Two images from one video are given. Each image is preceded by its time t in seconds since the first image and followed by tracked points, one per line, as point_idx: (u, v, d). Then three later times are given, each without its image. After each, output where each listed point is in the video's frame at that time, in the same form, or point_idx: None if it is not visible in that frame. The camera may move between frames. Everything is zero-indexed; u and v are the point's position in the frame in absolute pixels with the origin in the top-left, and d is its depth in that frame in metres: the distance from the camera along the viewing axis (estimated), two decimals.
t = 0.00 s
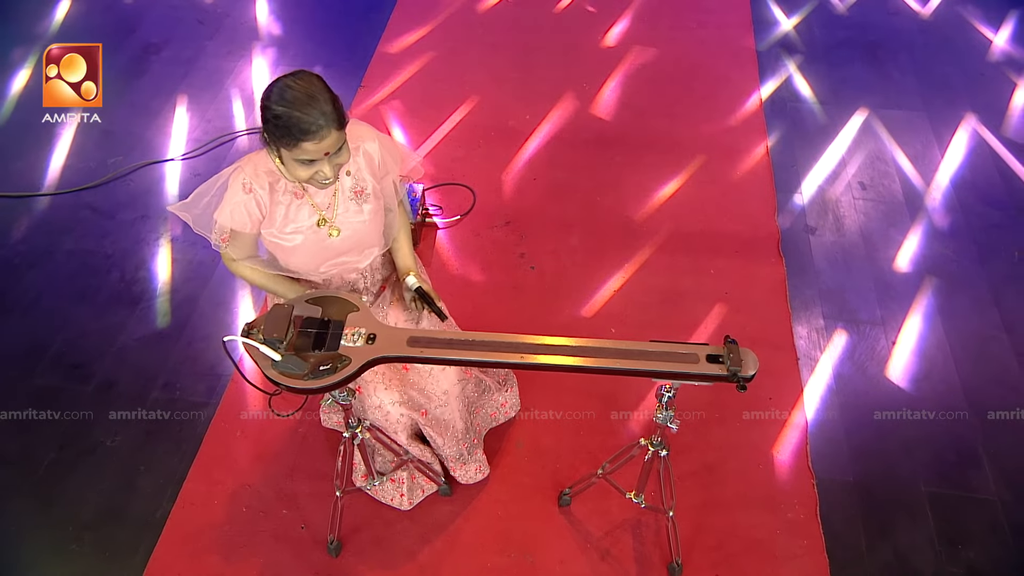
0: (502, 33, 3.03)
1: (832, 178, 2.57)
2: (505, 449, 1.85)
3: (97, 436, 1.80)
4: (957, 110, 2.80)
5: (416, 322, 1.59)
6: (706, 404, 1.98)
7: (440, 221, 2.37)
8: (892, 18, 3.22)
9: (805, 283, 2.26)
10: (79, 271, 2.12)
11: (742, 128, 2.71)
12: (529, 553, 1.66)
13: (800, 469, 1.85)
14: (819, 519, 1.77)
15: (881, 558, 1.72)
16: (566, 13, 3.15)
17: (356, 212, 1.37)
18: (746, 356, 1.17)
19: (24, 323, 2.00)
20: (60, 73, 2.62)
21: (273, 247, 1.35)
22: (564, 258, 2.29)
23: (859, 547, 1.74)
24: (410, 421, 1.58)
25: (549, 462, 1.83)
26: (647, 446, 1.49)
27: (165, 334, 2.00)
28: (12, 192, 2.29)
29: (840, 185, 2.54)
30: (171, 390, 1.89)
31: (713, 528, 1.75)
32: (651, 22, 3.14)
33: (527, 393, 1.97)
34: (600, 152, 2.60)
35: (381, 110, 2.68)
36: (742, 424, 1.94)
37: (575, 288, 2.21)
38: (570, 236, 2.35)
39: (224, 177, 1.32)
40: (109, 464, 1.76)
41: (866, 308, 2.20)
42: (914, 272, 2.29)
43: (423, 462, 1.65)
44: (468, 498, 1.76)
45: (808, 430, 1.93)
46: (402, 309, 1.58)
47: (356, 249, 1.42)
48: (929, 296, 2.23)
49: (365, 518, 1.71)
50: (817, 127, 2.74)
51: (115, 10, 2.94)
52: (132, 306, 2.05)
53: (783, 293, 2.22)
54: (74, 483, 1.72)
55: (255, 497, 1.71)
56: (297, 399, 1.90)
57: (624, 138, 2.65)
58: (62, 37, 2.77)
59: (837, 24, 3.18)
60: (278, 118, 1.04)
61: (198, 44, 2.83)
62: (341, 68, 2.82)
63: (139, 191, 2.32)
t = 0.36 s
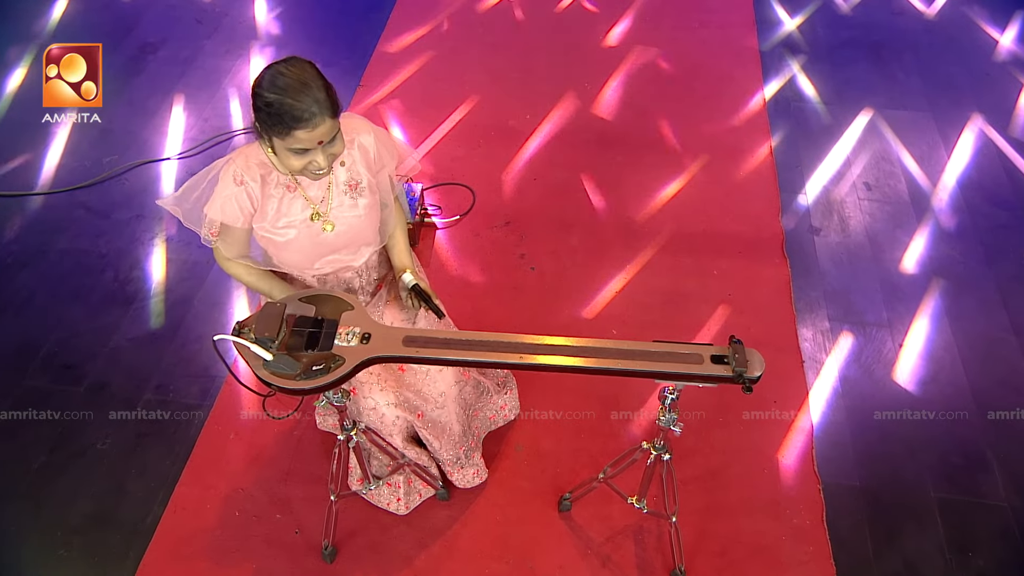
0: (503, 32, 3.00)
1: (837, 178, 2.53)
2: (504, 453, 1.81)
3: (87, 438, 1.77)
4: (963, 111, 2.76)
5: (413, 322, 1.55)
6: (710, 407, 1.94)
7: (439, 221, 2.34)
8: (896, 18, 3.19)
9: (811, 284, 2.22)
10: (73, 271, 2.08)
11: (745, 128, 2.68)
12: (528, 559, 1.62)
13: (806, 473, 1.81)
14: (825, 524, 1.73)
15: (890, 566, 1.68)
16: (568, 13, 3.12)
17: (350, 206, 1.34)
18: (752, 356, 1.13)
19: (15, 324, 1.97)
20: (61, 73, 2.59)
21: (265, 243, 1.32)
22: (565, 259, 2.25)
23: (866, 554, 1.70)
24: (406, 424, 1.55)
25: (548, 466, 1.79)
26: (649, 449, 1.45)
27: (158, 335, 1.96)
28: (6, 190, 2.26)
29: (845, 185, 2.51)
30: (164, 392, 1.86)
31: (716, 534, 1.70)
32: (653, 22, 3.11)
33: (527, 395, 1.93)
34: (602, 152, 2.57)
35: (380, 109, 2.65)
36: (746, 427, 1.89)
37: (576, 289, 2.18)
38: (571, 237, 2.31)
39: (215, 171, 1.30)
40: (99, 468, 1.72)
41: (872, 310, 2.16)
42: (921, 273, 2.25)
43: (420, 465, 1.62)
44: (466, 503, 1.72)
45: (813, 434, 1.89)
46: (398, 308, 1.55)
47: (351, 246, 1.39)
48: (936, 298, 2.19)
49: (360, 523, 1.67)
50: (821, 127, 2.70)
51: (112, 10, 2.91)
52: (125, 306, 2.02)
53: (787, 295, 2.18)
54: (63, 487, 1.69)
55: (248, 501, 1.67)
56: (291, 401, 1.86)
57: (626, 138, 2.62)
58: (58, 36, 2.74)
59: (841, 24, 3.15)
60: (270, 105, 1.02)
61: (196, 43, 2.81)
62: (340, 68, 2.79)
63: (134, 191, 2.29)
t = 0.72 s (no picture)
0: (504, 32, 2.98)
1: (842, 180, 2.50)
2: (503, 457, 1.78)
3: (77, 442, 1.73)
4: (969, 111, 2.73)
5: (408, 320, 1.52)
6: (714, 411, 1.90)
7: (439, 221, 2.30)
8: (901, 18, 3.17)
9: (816, 287, 2.18)
10: (66, 272, 2.05)
11: (748, 129, 2.65)
12: (527, 567, 1.58)
13: (812, 479, 1.77)
14: (832, 531, 1.69)
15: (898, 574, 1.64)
16: (570, 13, 3.10)
17: (343, 198, 1.30)
18: (759, 358, 1.10)
19: (6, 325, 1.93)
20: (61, 73, 2.55)
21: (257, 236, 1.29)
22: (566, 260, 2.22)
23: (874, 562, 1.66)
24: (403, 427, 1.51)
25: (548, 470, 1.75)
26: (652, 453, 1.41)
27: (152, 336, 1.93)
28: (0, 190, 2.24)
29: (850, 186, 2.48)
30: (156, 394, 1.82)
31: (721, 541, 1.66)
32: (655, 22, 3.08)
33: (527, 399, 1.89)
34: (603, 152, 2.54)
35: (379, 109, 2.62)
36: (750, 432, 1.85)
37: (577, 290, 2.14)
38: (572, 238, 2.28)
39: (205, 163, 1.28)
40: (89, 472, 1.68)
41: (879, 313, 2.12)
42: (928, 275, 2.21)
43: (418, 469, 1.57)
44: (463, 508, 1.68)
45: (819, 438, 1.85)
46: (391, 308, 1.51)
47: (345, 239, 1.35)
48: (943, 301, 2.15)
49: (356, 528, 1.63)
50: (826, 127, 2.67)
51: (110, 10, 2.89)
52: (118, 307, 1.99)
53: (792, 297, 2.15)
54: (52, 492, 1.65)
55: (241, 506, 1.63)
56: (287, 404, 1.82)
57: (628, 138, 2.59)
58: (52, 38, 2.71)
59: (845, 25, 3.13)
60: (259, 93, 0.99)
61: (194, 43, 2.78)
62: (339, 68, 2.77)
63: (130, 191, 2.26)
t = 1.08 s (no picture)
0: (505, 32, 2.96)
1: (846, 180, 2.46)
2: (502, 460, 1.74)
3: (69, 444, 1.70)
4: (975, 112, 2.70)
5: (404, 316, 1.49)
6: (717, 414, 1.86)
7: (438, 221, 2.27)
8: (905, 18, 3.14)
9: (821, 288, 2.15)
10: (59, 272, 2.02)
11: (751, 129, 2.62)
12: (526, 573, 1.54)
13: (817, 483, 1.73)
14: (839, 537, 1.65)
15: None
16: (571, 13, 3.07)
17: (334, 184, 1.27)
18: (765, 357, 1.06)
19: None
20: (60, 73, 2.48)
21: (246, 224, 1.26)
22: (567, 260, 2.19)
23: (883, 570, 1.61)
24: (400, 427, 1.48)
25: (548, 474, 1.71)
26: (655, 456, 1.37)
27: (146, 337, 1.90)
28: None
29: (855, 187, 2.44)
30: (149, 396, 1.79)
31: (725, 547, 1.62)
32: (657, 22, 3.06)
33: (526, 401, 1.86)
34: (605, 152, 2.51)
35: (378, 109, 2.60)
36: (754, 435, 1.82)
37: (578, 291, 2.11)
38: (573, 238, 2.25)
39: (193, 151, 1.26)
40: (80, 475, 1.65)
41: (885, 315, 2.09)
42: (935, 277, 2.18)
43: (414, 471, 1.54)
44: (461, 513, 1.64)
45: (825, 443, 1.81)
46: (388, 305, 1.48)
47: (336, 228, 1.32)
48: (951, 303, 2.11)
49: (351, 533, 1.59)
50: (829, 127, 2.64)
51: (108, 10, 2.87)
52: (112, 308, 1.96)
53: (797, 298, 2.11)
54: (41, 495, 1.61)
55: (234, 510, 1.59)
56: (282, 406, 1.79)
57: (630, 138, 2.56)
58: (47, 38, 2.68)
59: (849, 25, 3.10)
60: (244, 69, 1.01)
61: (192, 42, 2.76)
62: (338, 68, 2.75)
63: (125, 191, 2.23)
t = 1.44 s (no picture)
0: (508, 42, 2.95)
1: (853, 191, 2.43)
2: (502, 474, 1.70)
3: (59, 455, 1.67)
4: (983, 123, 2.68)
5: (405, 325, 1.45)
6: (723, 427, 1.81)
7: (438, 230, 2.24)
8: (911, 29, 3.13)
9: (828, 300, 2.11)
10: (55, 279, 2.00)
11: (756, 139, 2.59)
12: None
13: (826, 500, 1.68)
14: (849, 555, 1.60)
15: None
16: (575, 23, 3.06)
17: (334, 196, 1.25)
18: (774, 369, 1.02)
19: None
20: (61, 74, 2.47)
21: (243, 235, 1.23)
22: (569, 271, 2.15)
23: None
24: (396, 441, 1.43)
25: (550, 488, 1.67)
26: (659, 471, 1.33)
27: (140, 345, 1.87)
28: None
29: (862, 198, 2.41)
30: (142, 406, 1.75)
31: (731, 565, 1.58)
32: (661, 32, 3.05)
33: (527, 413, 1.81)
34: (608, 162, 2.48)
35: (379, 118, 2.58)
36: (761, 449, 1.77)
37: (581, 302, 2.08)
38: (576, 248, 2.22)
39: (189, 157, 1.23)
40: (70, 487, 1.61)
41: (894, 328, 2.05)
42: (944, 289, 2.14)
43: (410, 487, 1.50)
44: (460, 528, 1.60)
45: (834, 458, 1.76)
46: (387, 317, 1.44)
47: (336, 241, 1.29)
48: (961, 316, 2.07)
49: (347, 548, 1.55)
50: (835, 138, 2.62)
51: (109, 19, 2.87)
52: (107, 316, 1.93)
53: (803, 310, 2.07)
54: (29, 507, 1.58)
55: (227, 524, 1.55)
56: (278, 417, 1.75)
57: (634, 148, 2.54)
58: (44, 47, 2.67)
59: (854, 36, 3.09)
60: (235, 76, 1.00)
61: (194, 51, 2.76)
62: (340, 77, 2.74)
63: (123, 198, 2.21)
